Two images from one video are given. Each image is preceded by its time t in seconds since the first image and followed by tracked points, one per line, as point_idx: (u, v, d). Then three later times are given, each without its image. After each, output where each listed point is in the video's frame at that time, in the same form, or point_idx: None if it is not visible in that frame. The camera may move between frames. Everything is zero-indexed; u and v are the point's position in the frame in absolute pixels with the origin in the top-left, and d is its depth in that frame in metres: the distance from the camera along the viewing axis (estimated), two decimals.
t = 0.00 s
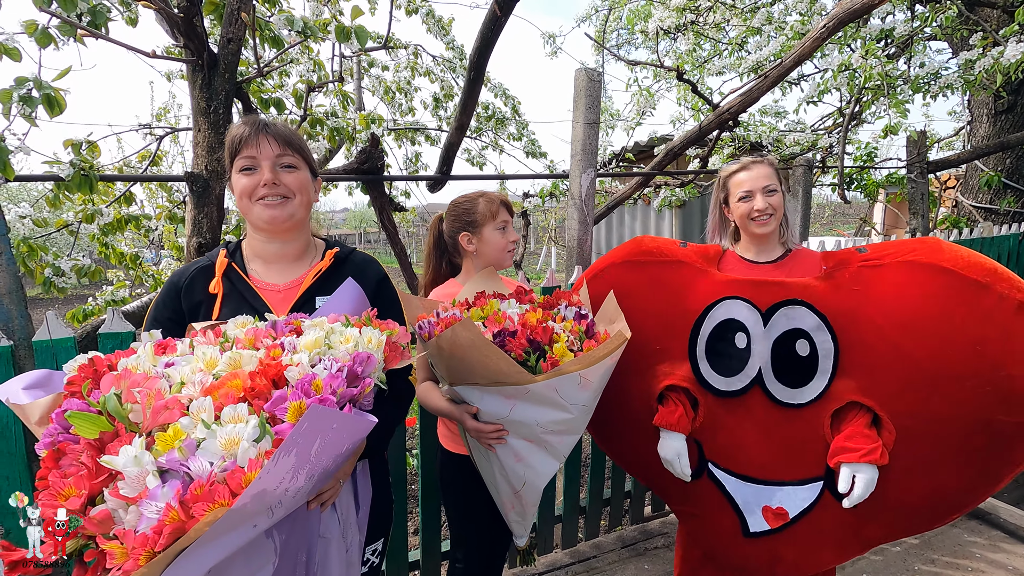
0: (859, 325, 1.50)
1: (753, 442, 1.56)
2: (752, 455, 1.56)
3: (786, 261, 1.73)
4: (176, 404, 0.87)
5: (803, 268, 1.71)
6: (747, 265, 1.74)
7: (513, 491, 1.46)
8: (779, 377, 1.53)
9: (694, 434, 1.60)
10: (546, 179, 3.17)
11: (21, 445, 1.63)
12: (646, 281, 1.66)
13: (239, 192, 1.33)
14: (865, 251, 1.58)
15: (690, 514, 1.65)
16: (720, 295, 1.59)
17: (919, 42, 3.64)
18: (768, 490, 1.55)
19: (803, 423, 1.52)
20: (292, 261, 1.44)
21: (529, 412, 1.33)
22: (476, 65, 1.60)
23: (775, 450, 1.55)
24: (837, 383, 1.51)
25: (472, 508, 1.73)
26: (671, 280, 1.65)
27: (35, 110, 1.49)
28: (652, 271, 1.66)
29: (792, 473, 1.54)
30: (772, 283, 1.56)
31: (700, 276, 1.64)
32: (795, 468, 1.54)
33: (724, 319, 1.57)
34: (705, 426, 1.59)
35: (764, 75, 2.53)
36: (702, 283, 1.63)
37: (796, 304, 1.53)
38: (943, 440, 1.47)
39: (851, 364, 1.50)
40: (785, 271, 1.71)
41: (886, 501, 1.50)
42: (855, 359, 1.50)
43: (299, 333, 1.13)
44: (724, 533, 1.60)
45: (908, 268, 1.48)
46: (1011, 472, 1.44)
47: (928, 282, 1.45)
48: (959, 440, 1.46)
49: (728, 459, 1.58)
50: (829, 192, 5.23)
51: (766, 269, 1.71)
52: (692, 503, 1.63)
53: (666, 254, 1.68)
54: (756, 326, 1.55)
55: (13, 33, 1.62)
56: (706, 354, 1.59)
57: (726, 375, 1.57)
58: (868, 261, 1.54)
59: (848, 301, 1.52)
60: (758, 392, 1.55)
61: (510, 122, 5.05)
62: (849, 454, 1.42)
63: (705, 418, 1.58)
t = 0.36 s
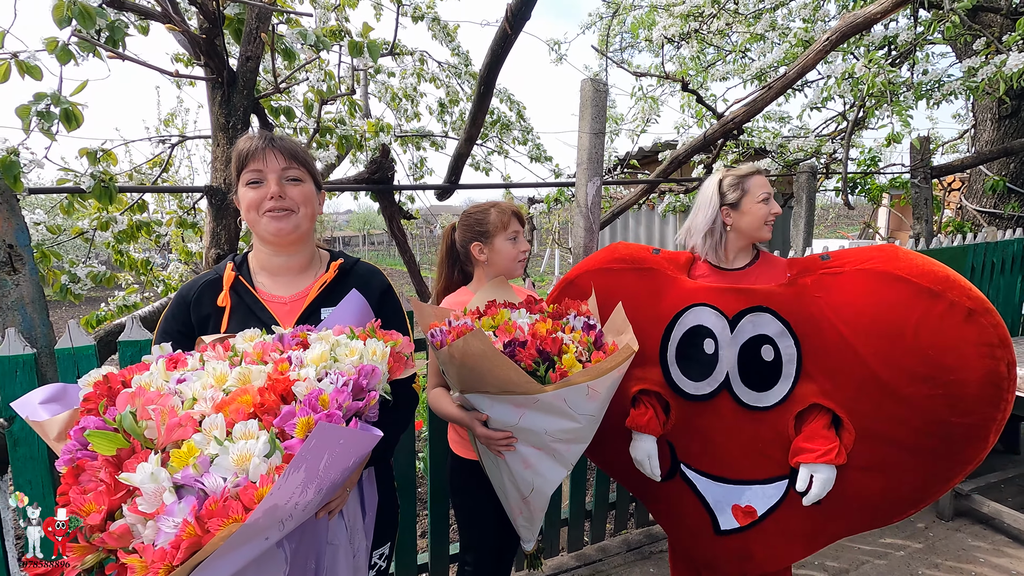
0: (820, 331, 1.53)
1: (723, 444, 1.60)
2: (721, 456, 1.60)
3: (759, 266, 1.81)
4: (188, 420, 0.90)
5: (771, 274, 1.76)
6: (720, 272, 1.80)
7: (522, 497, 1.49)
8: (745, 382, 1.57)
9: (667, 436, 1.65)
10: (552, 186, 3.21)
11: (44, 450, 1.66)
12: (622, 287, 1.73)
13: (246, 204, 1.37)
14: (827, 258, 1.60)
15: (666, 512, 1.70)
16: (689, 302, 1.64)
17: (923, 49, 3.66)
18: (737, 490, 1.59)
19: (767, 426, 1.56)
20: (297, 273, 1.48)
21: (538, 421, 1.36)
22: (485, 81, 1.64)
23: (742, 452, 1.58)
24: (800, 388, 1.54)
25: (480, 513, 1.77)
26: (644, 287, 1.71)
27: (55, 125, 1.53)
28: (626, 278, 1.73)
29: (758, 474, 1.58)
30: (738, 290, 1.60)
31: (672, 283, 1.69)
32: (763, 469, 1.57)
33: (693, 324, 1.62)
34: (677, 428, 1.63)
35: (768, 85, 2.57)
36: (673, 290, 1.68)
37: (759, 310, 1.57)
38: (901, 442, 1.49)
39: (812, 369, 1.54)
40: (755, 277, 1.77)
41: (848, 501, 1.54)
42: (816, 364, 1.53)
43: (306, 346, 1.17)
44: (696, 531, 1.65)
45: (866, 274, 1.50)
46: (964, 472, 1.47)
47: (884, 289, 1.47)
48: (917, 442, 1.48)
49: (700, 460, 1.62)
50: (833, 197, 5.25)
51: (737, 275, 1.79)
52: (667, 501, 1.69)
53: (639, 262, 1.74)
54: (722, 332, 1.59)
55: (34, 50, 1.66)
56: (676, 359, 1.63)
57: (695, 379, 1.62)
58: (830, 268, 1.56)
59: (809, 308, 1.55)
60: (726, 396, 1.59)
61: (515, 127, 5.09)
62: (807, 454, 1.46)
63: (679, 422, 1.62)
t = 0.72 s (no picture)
0: (827, 329, 1.59)
1: (732, 439, 1.66)
2: (731, 451, 1.66)
3: (763, 266, 1.86)
4: (214, 411, 0.96)
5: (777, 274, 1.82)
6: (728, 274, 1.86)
7: (531, 488, 1.55)
8: (754, 378, 1.63)
9: (678, 432, 1.71)
10: (558, 188, 3.28)
11: (74, 443, 1.73)
12: (633, 287, 1.79)
13: (261, 210, 1.43)
14: (833, 259, 1.66)
15: (675, 506, 1.76)
16: (700, 301, 1.70)
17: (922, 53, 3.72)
18: (746, 484, 1.64)
19: (776, 421, 1.62)
20: (307, 276, 1.54)
21: (548, 415, 1.43)
22: (497, 89, 1.70)
23: (752, 447, 1.64)
24: (807, 384, 1.60)
25: (490, 504, 1.83)
26: (656, 287, 1.77)
27: (88, 132, 1.61)
28: (638, 278, 1.79)
29: (767, 467, 1.63)
30: (747, 290, 1.66)
31: (682, 283, 1.76)
32: (771, 463, 1.63)
33: (704, 323, 1.68)
34: (687, 423, 1.69)
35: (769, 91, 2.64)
36: (683, 290, 1.74)
37: (768, 309, 1.63)
38: (905, 437, 1.55)
39: (819, 366, 1.59)
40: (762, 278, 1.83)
41: (853, 494, 1.59)
42: (823, 361, 1.59)
43: (319, 342, 1.23)
44: (705, 524, 1.71)
45: (871, 274, 1.56)
46: (965, 465, 1.53)
47: (888, 288, 1.53)
48: (921, 436, 1.54)
49: (709, 455, 1.68)
50: (834, 198, 5.30)
51: (745, 275, 1.84)
52: (677, 495, 1.74)
53: (651, 262, 1.81)
54: (732, 330, 1.65)
55: (65, 59, 1.74)
56: (687, 356, 1.69)
57: (705, 376, 1.68)
58: (835, 268, 1.63)
59: (816, 307, 1.61)
60: (735, 392, 1.65)
61: (519, 129, 5.16)
62: (818, 449, 1.52)
63: (688, 417, 1.68)
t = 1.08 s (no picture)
0: (821, 327, 1.63)
1: (729, 436, 1.69)
2: (728, 447, 1.69)
3: (759, 266, 1.88)
4: (208, 406, 1.00)
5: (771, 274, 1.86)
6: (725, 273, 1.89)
7: (528, 485, 1.59)
8: (750, 375, 1.66)
9: (676, 430, 1.74)
10: (559, 189, 3.32)
11: (86, 441, 1.77)
12: (631, 286, 1.82)
13: (261, 218, 1.46)
14: (825, 259, 1.70)
15: (673, 503, 1.78)
16: (697, 300, 1.74)
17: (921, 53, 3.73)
18: (742, 480, 1.67)
19: (772, 417, 1.65)
20: (303, 279, 1.58)
21: (540, 412, 1.47)
22: (497, 94, 1.74)
23: (748, 443, 1.67)
24: (802, 381, 1.63)
25: (490, 500, 1.87)
26: (653, 287, 1.81)
27: (99, 138, 1.65)
28: (636, 278, 1.82)
29: (763, 463, 1.66)
30: (743, 289, 1.70)
31: (680, 282, 1.79)
32: (767, 459, 1.66)
33: (701, 321, 1.71)
34: (685, 420, 1.72)
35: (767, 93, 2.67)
36: (681, 289, 1.78)
37: (763, 307, 1.66)
38: (896, 431, 1.58)
39: (814, 363, 1.63)
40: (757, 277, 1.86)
41: (847, 489, 1.62)
42: (817, 359, 1.62)
43: (313, 342, 1.26)
44: (702, 521, 1.73)
45: (862, 273, 1.60)
46: (954, 458, 1.56)
47: (879, 287, 1.57)
48: (912, 431, 1.58)
49: (706, 452, 1.71)
50: (835, 197, 5.32)
51: (739, 276, 1.86)
52: (675, 493, 1.76)
53: (648, 263, 1.84)
54: (728, 328, 1.68)
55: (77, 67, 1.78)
56: (684, 354, 1.72)
57: (702, 373, 1.71)
58: (827, 267, 1.66)
59: (810, 305, 1.64)
60: (732, 389, 1.68)
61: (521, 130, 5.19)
62: (812, 444, 1.55)
63: (686, 415, 1.71)
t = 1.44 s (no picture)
0: (829, 329, 1.61)
1: (735, 438, 1.68)
2: (734, 449, 1.68)
3: (764, 268, 1.88)
4: (205, 406, 1.03)
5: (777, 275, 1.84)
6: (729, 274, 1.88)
7: (532, 487, 1.60)
8: (756, 377, 1.66)
9: (680, 432, 1.73)
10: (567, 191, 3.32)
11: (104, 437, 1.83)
12: (637, 288, 1.82)
13: (274, 218, 1.48)
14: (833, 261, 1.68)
15: (679, 506, 1.77)
16: (703, 302, 1.73)
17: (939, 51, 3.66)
18: (748, 482, 1.66)
19: (779, 419, 1.64)
20: (297, 282, 1.61)
21: (545, 416, 1.48)
22: (503, 97, 1.76)
23: (755, 445, 1.66)
24: (810, 384, 1.62)
25: (495, 500, 1.88)
26: (659, 288, 1.80)
27: (116, 143, 1.70)
28: (642, 279, 1.82)
29: (770, 465, 1.65)
30: (749, 290, 1.69)
31: (685, 284, 1.78)
32: (774, 461, 1.65)
33: (707, 322, 1.71)
34: (689, 423, 1.71)
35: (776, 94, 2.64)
36: (687, 291, 1.77)
37: (771, 309, 1.65)
38: (904, 434, 1.57)
39: (821, 366, 1.61)
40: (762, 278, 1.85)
41: (854, 492, 1.61)
42: (824, 361, 1.61)
43: (309, 343, 1.29)
44: (708, 523, 1.73)
45: (870, 275, 1.59)
46: (963, 461, 1.55)
47: (888, 289, 1.56)
48: (920, 433, 1.56)
49: (712, 454, 1.70)
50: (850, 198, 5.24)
51: (743, 278, 1.85)
52: (680, 496, 1.76)
53: (653, 264, 1.84)
54: (735, 330, 1.67)
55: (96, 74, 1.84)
56: (690, 356, 1.72)
57: (708, 375, 1.70)
58: (835, 269, 1.65)
59: (819, 308, 1.63)
60: (738, 391, 1.67)
61: (532, 131, 5.19)
62: (819, 447, 1.54)
63: (691, 417, 1.70)
